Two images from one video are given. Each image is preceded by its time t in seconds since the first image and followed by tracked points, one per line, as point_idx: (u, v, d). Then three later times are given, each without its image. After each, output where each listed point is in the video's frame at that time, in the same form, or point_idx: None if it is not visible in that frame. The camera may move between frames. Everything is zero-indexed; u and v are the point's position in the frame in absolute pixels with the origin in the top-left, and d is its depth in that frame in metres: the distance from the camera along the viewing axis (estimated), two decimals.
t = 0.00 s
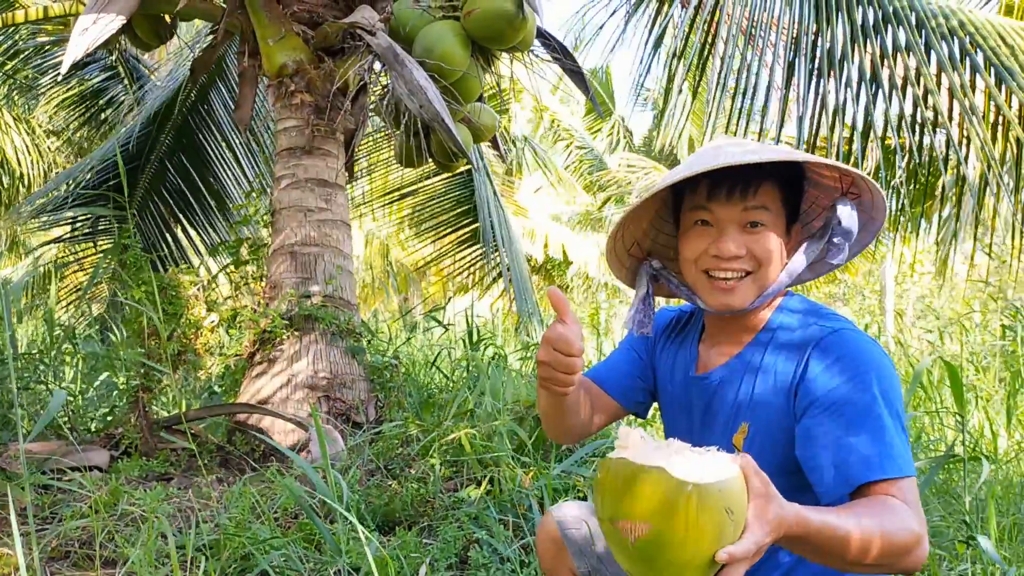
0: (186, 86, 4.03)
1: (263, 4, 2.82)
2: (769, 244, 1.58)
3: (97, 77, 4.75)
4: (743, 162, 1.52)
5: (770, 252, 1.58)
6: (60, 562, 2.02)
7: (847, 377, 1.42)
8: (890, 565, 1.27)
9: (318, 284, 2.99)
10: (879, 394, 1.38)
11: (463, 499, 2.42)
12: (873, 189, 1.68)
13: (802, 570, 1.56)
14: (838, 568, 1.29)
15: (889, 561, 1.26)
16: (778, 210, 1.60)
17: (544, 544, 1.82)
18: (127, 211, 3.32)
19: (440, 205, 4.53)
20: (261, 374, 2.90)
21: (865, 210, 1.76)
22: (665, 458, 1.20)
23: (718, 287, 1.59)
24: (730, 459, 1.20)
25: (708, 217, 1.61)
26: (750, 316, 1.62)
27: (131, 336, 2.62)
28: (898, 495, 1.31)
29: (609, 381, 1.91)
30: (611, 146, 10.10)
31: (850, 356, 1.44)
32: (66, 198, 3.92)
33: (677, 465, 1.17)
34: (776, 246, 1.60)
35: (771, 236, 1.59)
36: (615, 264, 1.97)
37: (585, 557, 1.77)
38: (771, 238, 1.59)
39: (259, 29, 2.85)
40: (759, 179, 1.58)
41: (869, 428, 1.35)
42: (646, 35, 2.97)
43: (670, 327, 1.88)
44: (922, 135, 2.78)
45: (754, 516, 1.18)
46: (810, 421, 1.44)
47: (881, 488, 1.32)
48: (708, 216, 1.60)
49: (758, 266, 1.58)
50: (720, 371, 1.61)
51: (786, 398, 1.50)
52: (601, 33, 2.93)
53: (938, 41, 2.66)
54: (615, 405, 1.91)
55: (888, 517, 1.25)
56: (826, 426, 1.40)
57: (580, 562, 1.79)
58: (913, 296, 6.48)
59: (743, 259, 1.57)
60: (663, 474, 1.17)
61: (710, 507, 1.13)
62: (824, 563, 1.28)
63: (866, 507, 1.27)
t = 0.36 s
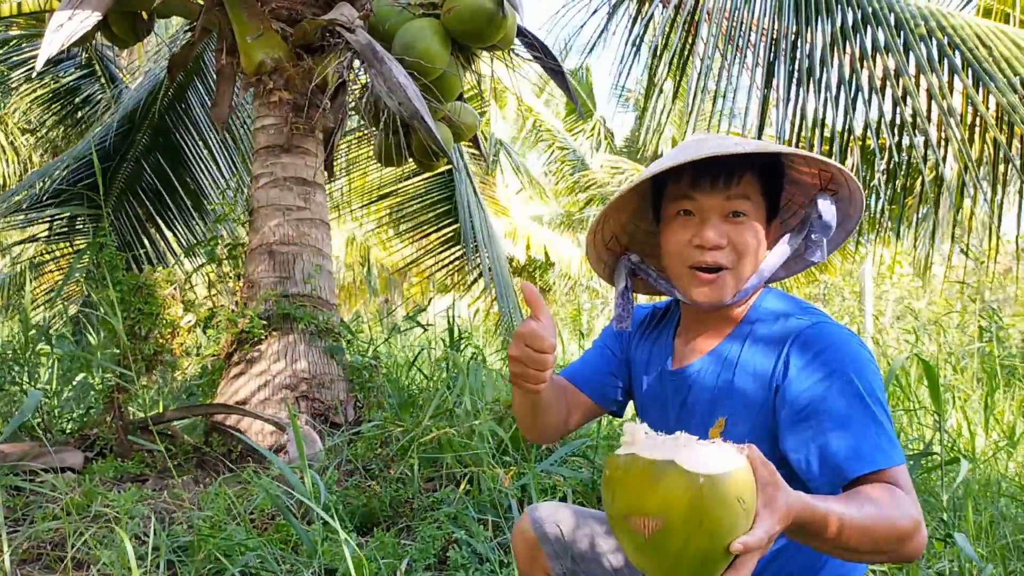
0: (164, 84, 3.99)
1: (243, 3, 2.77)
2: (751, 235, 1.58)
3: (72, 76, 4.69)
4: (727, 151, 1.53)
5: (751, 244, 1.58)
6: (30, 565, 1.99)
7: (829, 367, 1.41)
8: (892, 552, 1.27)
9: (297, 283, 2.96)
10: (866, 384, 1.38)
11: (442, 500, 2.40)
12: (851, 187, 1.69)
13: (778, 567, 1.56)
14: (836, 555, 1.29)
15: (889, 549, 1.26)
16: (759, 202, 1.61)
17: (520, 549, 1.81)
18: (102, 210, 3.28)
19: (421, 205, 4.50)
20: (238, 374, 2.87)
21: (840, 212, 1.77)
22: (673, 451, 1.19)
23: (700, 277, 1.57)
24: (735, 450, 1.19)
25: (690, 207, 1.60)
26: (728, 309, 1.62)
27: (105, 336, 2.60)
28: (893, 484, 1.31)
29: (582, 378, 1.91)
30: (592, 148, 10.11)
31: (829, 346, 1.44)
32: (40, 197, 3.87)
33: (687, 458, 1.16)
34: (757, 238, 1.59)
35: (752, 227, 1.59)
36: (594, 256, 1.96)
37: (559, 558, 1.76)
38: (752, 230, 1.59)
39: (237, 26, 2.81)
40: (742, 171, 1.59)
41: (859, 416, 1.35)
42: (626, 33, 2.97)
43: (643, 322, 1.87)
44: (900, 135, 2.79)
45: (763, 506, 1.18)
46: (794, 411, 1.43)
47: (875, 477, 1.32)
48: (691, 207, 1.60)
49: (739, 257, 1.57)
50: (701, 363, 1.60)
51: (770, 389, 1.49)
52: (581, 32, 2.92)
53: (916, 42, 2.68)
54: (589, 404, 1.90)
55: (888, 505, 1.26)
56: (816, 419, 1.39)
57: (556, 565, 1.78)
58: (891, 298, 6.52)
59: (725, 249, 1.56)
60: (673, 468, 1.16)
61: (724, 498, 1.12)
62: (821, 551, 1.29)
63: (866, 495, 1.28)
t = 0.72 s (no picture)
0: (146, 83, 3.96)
1: (225, 2, 2.76)
2: (741, 237, 1.59)
3: (53, 74, 4.66)
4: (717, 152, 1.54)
5: (741, 245, 1.59)
6: (12, 568, 1.98)
7: (819, 371, 1.42)
8: (880, 557, 1.29)
9: (281, 284, 2.95)
10: (855, 389, 1.39)
11: (428, 501, 2.39)
12: (838, 189, 1.71)
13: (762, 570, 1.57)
14: (824, 561, 1.30)
15: (876, 555, 1.28)
16: (748, 204, 1.61)
17: (506, 547, 1.81)
18: (83, 210, 3.25)
19: (406, 206, 4.50)
20: (221, 375, 2.86)
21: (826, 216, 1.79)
22: (672, 457, 1.19)
23: (690, 278, 1.57)
24: (731, 455, 1.20)
25: (681, 209, 1.60)
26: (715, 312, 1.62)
27: (86, 337, 2.57)
28: (880, 490, 1.33)
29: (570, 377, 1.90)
30: (576, 149, 10.12)
31: (819, 351, 1.44)
32: (20, 197, 3.83)
33: (686, 465, 1.16)
34: (747, 239, 1.60)
35: (742, 229, 1.59)
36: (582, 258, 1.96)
37: (546, 559, 1.77)
38: (742, 231, 1.60)
39: (220, 25, 2.79)
40: (731, 174, 1.60)
41: (848, 421, 1.36)
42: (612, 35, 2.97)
43: (628, 322, 1.88)
44: (882, 138, 2.81)
45: (758, 511, 1.18)
46: (784, 416, 1.44)
47: (862, 483, 1.34)
48: (681, 208, 1.60)
49: (729, 257, 1.58)
50: (690, 366, 1.60)
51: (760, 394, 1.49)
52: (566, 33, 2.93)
53: (898, 45, 2.70)
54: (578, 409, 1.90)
55: (877, 511, 1.27)
56: (806, 422, 1.41)
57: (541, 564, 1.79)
58: (872, 299, 6.57)
59: (715, 250, 1.57)
60: (673, 474, 1.16)
61: (723, 505, 1.12)
62: (810, 556, 1.30)
63: (855, 500, 1.30)
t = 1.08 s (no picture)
0: (126, 83, 3.94)
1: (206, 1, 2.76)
2: (726, 238, 1.59)
3: (34, 74, 4.63)
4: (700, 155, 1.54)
5: (726, 245, 1.59)
6: None
7: (801, 374, 1.43)
8: (860, 559, 1.31)
9: (263, 285, 2.94)
10: (838, 392, 1.40)
11: (410, 502, 2.40)
12: (822, 191, 1.72)
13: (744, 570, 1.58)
14: (804, 562, 1.32)
15: (854, 557, 1.30)
16: (733, 205, 1.62)
17: (489, 548, 1.82)
18: (63, 210, 3.23)
19: (388, 206, 4.49)
20: (202, 377, 2.85)
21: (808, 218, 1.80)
22: (656, 460, 1.19)
23: (675, 279, 1.58)
24: (715, 458, 1.19)
25: (665, 211, 1.61)
26: (696, 314, 1.62)
27: (68, 338, 2.50)
28: (860, 492, 1.34)
29: (557, 376, 1.91)
30: (560, 150, 10.14)
31: (801, 354, 1.45)
32: None
33: (670, 468, 1.16)
34: (732, 240, 1.60)
35: (727, 230, 1.60)
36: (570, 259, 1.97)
37: (529, 559, 1.77)
38: (728, 232, 1.60)
39: (202, 25, 2.79)
40: (715, 175, 1.60)
41: (830, 424, 1.37)
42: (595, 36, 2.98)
43: (612, 323, 1.89)
44: (861, 140, 2.84)
45: (740, 514, 1.19)
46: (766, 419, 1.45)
47: (841, 486, 1.35)
48: (667, 209, 1.61)
49: (714, 259, 1.58)
50: (675, 368, 1.61)
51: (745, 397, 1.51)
52: (549, 34, 2.93)
53: (877, 49, 2.73)
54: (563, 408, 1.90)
55: (857, 514, 1.29)
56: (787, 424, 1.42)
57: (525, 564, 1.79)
58: (852, 300, 6.62)
59: (699, 251, 1.58)
60: (657, 478, 1.16)
61: (706, 509, 1.13)
62: (791, 557, 1.31)
63: (835, 502, 1.31)
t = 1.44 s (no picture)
0: (108, 81, 3.91)
1: None
2: (696, 263, 1.57)
3: (16, 72, 4.59)
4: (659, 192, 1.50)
5: (698, 269, 1.58)
6: None
7: (788, 379, 1.43)
8: (844, 560, 1.31)
9: (246, 285, 2.92)
10: (823, 396, 1.40)
11: (394, 502, 2.40)
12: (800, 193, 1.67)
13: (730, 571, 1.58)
14: (788, 562, 1.32)
15: (839, 558, 1.30)
16: (704, 225, 1.58)
17: (472, 551, 1.81)
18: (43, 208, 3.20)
19: (373, 206, 4.47)
20: (185, 377, 2.83)
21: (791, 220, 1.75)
22: (636, 458, 1.20)
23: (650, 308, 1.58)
24: (695, 457, 1.20)
25: (634, 239, 1.59)
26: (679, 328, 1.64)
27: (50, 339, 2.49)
28: (844, 494, 1.34)
29: (543, 376, 1.91)
30: (545, 150, 10.14)
31: (789, 358, 1.45)
32: None
33: (647, 466, 1.17)
34: (704, 261, 1.58)
35: (697, 254, 1.58)
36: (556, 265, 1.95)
37: (512, 559, 1.76)
38: (698, 254, 1.58)
39: (184, 23, 2.75)
40: (679, 201, 1.56)
41: (816, 427, 1.37)
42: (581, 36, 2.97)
43: (601, 323, 1.89)
44: (845, 140, 2.85)
45: (720, 513, 1.20)
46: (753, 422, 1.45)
47: (827, 487, 1.35)
48: (635, 238, 1.58)
49: (686, 286, 1.57)
50: (662, 371, 1.61)
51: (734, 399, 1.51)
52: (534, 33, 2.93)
53: (860, 50, 2.74)
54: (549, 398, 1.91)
55: (841, 515, 1.29)
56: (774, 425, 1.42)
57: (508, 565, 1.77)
58: (835, 300, 6.66)
59: (671, 280, 1.57)
60: (634, 476, 1.17)
61: (683, 509, 1.13)
62: (776, 558, 1.31)
63: (819, 503, 1.31)
